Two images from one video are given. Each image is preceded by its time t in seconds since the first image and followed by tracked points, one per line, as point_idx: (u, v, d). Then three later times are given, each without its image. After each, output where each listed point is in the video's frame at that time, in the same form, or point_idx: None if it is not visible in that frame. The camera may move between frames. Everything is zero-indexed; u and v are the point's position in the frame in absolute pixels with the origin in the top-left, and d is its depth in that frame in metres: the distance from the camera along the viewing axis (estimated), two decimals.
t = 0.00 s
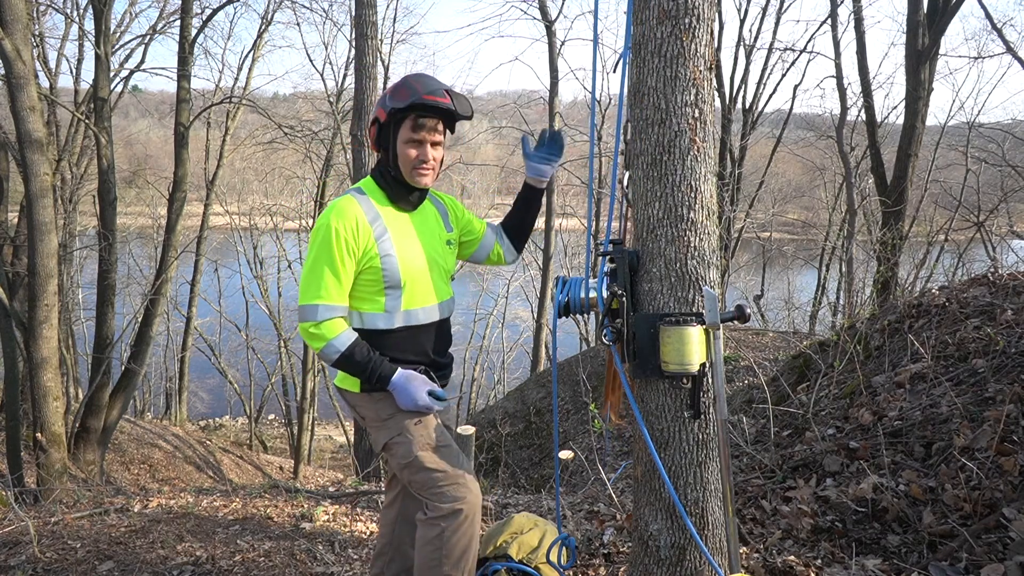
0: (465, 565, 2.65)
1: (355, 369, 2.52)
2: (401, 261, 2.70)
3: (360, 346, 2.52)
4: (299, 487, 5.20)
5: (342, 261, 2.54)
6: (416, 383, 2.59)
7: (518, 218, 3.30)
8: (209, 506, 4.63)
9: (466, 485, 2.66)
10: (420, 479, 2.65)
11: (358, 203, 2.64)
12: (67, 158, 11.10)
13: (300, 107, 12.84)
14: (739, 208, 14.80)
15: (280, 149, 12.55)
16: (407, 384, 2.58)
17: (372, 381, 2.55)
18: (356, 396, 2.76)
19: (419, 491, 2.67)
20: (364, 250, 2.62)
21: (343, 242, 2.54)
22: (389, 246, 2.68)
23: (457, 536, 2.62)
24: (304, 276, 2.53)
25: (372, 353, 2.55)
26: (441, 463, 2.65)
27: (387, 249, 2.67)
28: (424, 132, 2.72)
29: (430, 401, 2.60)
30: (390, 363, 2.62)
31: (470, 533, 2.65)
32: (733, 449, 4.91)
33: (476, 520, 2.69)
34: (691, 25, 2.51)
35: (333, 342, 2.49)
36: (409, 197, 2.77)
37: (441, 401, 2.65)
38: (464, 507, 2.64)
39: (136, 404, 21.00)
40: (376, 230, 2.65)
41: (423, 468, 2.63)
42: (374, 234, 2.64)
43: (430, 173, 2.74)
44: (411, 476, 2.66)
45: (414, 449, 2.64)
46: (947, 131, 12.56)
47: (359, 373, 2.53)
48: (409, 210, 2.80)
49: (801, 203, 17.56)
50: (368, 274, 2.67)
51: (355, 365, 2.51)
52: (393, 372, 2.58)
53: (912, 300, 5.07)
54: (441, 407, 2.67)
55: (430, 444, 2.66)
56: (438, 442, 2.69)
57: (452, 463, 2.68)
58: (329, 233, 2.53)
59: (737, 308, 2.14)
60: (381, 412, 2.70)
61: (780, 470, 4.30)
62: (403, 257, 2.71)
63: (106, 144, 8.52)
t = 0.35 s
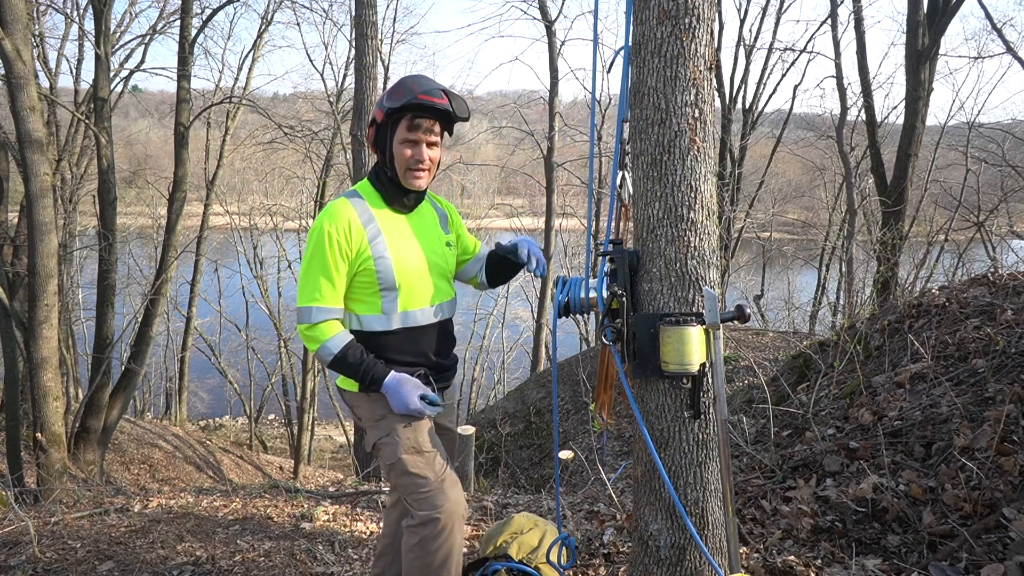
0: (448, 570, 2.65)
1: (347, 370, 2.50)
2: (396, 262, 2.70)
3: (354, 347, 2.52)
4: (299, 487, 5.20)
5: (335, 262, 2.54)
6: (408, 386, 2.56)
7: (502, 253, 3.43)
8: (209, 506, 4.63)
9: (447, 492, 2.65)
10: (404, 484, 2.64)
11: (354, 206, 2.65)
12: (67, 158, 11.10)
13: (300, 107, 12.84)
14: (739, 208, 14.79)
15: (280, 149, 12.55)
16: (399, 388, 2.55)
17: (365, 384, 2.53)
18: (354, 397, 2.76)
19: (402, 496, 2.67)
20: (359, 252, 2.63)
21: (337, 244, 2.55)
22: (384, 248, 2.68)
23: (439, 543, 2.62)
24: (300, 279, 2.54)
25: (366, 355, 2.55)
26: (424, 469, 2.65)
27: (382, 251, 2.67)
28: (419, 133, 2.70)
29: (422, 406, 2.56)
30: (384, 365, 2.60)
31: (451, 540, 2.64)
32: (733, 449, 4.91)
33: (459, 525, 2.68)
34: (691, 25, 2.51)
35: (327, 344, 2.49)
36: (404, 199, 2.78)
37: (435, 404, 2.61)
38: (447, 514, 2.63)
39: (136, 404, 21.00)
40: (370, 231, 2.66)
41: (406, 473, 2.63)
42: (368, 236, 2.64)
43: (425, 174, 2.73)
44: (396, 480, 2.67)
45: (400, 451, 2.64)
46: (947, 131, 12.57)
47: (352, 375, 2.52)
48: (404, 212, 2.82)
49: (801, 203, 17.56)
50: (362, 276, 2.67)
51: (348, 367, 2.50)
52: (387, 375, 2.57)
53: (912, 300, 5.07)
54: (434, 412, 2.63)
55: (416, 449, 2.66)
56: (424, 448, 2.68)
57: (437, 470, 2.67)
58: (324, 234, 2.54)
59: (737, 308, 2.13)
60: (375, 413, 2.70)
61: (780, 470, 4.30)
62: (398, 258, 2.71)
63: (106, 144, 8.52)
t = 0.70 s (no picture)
0: (452, 570, 2.64)
1: (348, 370, 2.51)
2: (395, 263, 2.70)
3: (355, 346, 2.51)
4: (299, 487, 5.21)
5: (333, 263, 2.54)
6: (411, 384, 2.57)
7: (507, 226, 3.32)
8: (209, 506, 4.63)
9: (452, 492, 2.64)
10: (409, 482, 2.64)
11: (350, 207, 2.65)
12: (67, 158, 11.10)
13: (300, 107, 12.83)
14: (739, 208, 14.78)
15: (279, 149, 12.55)
16: (405, 380, 2.57)
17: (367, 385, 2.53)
18: (355, 397, 2.76)
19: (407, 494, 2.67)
20: (356, 253, 2.62)
21: (335, 245, 2.54)
22: (383, 248, 2.68)
23: (443, 542, 2.62)
24: (298, 281, 2.54)
25: (368, 353, 2.55)
26: (430, 468, 2.64)
27: (380, 251, 2.67)
28: (413, 132, 2.71)
29: (430, 397, 2.60)
30: (386, 362, 2.60)
31: (455, 540, 2.63)
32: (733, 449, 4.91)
33: (464, 526, 2.67)
34: (691, 25, 2.51)
35: (327, 343, 2.49)
36: (399, 199, 2.78)
37: (438, 401, 2.62)
38: (452, 514, 2.62)
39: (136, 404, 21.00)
40: (368, 232, 2.66)
41: (411, 472, 2.63)
42: (366, 237, 2.65)
43: (419, 173, 2.74)
44: (400, 479, 2.67)
45: (403, 450, 2.64)
46: (947, 131, 12.60)
47: (355, 373, 2.51)
48: (401, 212, 2.82)
49: (801, 203, 17.57)
50: (362, 277, 2.67)
51: (350, 365, 2.50)
52: (390, 371, 2.57)
53: (912, 300, 5.07)
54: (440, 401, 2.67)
55: (421, 449, 2.66)
56: (430, 447, 2.68)
57: (442, 469, 2.67)
58: (321, 236, 2.53)
59: (737, 308, 2.14)
60: (376, 413, 2.70)
61: (780, 470, 4.30)
62: (397, 259, 2.71)
63: (106, 144, 8.53)
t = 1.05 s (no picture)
0: (445, 572, 2.64)
1: (352, 374, 2.51)
2: (398, 264, 2.70)
3: (357, 352, 2.52)
4: (299, 487, 5.20)
5: (336, 267, 2.53)
6: (414, 385, 2.56)
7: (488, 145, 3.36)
8: (209, 506, 4.63)
9: (446, 495, 2.64)
10: (404, 483, 2.64)
11: (352, 209, 2.64)
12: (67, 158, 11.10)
13: (300, 107, 12.84)
14: (739, 209, 14.78)
15: (279, 149, 12.55)
16: (406, 387, 2.55)
17: (370, 388, 2.53)
18: (354, 399, 2.76)
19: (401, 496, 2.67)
20: (360, 256, 2.62)
21: (337, 248, 2.54)
22: (385, 250, 2.68)
23: (438, 544, 2.62)
24: (301, 285, 2.53)
25: (370, 358, 2.55)
26: (425, 470, 2.64)
27: (383, 253, 2.67)
28: (414, 134, 2.70)
29: (431, 402, 2.57)
30: (388, 367, 2.60)
31: (448, 542, 2.64)
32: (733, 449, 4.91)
33: (457, 528, 2.67)
34: (691, 25, 2.51)
35: (330, 349, 2.50)
36: (398, 200, 2.77)
37: (441, 401, 2.60)
38: (445, 515, 2.62)
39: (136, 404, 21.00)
40: (370, 234, 2.65)
41: (406, 473, 2.64)
42: (369, 239, 2.64)
43: (419, 175, 2.74)
44: (395, 480, 2.67)
45: (399, 451, 2.64)
46: (947, 131, 12.62)
47: (357, 379, 2.52)
48: (402, 212, 2.81)
49: (801, 203, 17.58)
50: (365, 280, 2.67)
51: (352, 372, 2.50)
52: (393, 376, 2.56)
53: (912, 300, 5.07)
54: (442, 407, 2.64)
55: (416, 450, 2.66)
56: (425, 448, 2.69)
57: (436, 471, 2.67)
58: (324, 239, 2.52)
59: (737, 308, 2.13)
60: (375, 414, 2.70)
61: (780, 470, 4.30)
62: (400, 260, 2.71)
63: (106, 144, 8.53)
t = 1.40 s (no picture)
0: (449, 570, 2.63)
1: (342, 371, 2.52)
2: (392, 265, 2.70)
3: (348, 351, 2.53)
4: (299, 487, 5.20)
5: (329, 268, 2.53)
6: (404, 385, 2.58)
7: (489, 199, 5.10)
8: (209, 506, 4.63)
9: (447, 492, 2.63)
10: (405, 482, 2.64)
11: (346, 210, 2.64)
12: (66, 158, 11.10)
13: (300, 107, 12.83)
14: (739, 209, 14.77)
15: (279, 149, 12.55)
16: (395, 387, 2.57)
17: (360, 386, 2.55)
18: (351, 399, 2.76)
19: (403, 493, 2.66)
20: (354, 257, 2.61)
21: (331, 249, 2.53)
22: (380, 253, 2.67)
23: (441, 541, 2.61)
24: (293, 285, 2.52)
25: (361, 358, 2.56)
26: (426, 467, 2.64)
27: (378, 255, 2.67)
28: (408, 134, 2.69)
29: (419, 403, 2.58)
30: (379, 367, 2.61)
31: (452, 539, 2.63)
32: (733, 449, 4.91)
33: (460, 525, 2.66)
34: (691, 25, 2.51)
35: (322, 348, 2.49)
36: (394, 201, 2.77)
37: (431, 400, 2.62)
38: (448, 513, 2.61)
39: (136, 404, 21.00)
40: (364, 236, 2.64)
41: (407, 471, 2.63)
42: (364, 240, 2.64)
43: (414, 175, 2.73)
44: (397, 479, 2.67)
45: (399, 450, 2.64)
46: (947, 131, 12.62)
47: (347, 378, 2.53)
48: (397, 213, 2.81)
49: (801, 203, 17.58)
50: (359, 281, 2.66)
51: (342, 370, 2.51)
52: (383, 375, 2.57)
53: (913, 300, 5.07)
54: (430, 407, 2.66)
55: (416, 449, 2.65)
56: (425, 446, 2.68)
57: (438, 469, 2.67)
58: (317, 240, 2.52)
59: (738, 308, 2.13)
60: (373, 413, 2.70)
61: (780, 470, 4.30)
62: (395, 262, 2.71)
63: (106, 144, 8.53)
